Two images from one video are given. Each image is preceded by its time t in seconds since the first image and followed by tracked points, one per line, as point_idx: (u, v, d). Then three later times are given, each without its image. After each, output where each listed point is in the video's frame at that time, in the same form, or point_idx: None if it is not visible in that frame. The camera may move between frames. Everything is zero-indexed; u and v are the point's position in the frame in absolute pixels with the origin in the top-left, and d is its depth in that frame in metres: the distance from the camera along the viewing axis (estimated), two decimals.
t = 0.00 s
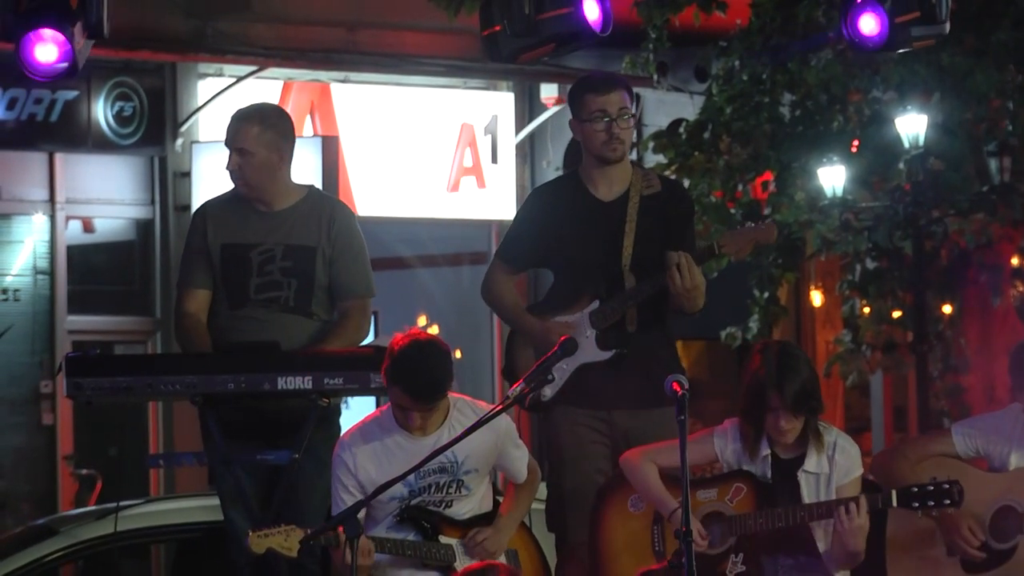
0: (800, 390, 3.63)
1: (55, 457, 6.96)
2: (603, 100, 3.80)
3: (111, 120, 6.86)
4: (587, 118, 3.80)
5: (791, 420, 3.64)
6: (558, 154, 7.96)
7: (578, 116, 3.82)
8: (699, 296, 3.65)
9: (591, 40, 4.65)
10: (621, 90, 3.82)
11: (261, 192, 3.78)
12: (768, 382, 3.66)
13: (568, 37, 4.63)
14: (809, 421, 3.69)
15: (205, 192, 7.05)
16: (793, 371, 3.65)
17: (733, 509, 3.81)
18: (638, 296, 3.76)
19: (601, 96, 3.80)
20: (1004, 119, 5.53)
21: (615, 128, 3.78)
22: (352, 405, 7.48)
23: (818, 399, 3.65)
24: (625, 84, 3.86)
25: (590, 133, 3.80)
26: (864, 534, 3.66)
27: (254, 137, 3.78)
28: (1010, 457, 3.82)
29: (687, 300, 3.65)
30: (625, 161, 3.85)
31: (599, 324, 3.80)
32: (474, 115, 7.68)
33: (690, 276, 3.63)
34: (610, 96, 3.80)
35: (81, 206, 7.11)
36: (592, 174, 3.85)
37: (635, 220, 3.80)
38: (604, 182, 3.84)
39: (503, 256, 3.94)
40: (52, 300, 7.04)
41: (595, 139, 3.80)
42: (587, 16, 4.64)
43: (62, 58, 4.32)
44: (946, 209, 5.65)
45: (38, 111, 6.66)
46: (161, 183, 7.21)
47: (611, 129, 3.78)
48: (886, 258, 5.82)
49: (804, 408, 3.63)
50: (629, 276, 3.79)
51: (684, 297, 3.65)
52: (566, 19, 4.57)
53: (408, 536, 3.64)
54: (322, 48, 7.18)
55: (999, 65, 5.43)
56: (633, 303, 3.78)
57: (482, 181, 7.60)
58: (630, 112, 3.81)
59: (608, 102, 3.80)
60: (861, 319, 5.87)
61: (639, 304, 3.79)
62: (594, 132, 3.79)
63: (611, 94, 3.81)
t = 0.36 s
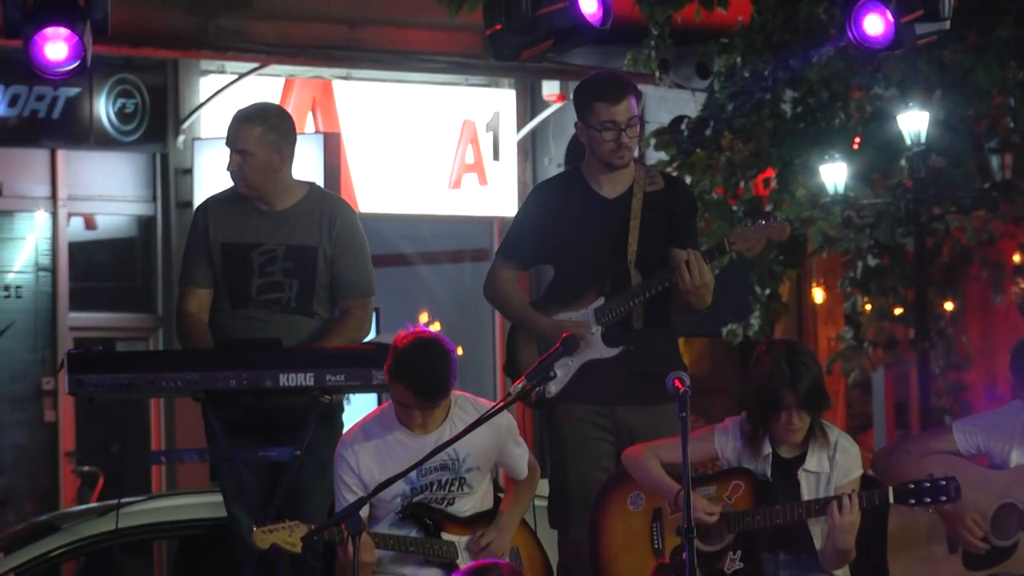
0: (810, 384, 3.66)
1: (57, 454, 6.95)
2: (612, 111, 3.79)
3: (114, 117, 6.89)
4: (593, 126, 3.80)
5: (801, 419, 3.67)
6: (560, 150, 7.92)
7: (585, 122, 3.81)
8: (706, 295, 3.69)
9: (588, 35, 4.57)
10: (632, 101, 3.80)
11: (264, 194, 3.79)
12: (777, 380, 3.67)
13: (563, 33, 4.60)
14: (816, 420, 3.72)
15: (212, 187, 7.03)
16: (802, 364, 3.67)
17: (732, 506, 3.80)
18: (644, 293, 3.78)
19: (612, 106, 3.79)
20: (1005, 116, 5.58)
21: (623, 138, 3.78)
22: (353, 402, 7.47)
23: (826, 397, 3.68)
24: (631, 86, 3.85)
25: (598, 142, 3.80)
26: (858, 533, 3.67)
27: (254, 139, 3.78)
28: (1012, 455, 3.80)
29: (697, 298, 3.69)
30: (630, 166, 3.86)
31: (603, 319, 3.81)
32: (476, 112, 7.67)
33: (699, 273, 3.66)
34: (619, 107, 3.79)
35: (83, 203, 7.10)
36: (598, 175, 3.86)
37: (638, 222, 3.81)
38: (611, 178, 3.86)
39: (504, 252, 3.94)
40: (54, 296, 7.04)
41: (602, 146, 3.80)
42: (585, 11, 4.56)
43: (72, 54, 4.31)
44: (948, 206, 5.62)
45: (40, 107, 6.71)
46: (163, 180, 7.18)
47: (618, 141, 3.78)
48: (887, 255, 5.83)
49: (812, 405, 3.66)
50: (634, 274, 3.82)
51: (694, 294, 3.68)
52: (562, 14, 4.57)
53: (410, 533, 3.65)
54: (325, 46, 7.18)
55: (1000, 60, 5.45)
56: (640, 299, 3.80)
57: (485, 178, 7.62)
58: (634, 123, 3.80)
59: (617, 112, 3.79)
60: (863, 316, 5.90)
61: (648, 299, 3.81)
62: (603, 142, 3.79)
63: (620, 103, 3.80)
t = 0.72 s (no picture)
0: (803, 377, 3.89)
1: (78, 445, 7.35)
2: (615, 117, 3.94)
3: (133, 120, 7.12)
4: (597, 130, 3.96)
5: (795, 412, 3.88)
6: (562, 153, 8.14)
7: (589, 126, 3.98)
8: (706, 293, 3.86)
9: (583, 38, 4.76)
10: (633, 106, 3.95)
11: (280, 196, 3.97)
12: (773, 376, 3.89)
13: (558, 38, 4.75)
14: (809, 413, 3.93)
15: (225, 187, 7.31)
16: (794, 360, 3.91)
17: (727, 494, 3.95)
18: (645, 293, 3.94)
19: (615, 111, 3.94)
20: (991, 119, 5.60)
21: (625, 141, 3.94)
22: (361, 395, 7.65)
23: (818, 390, 3.90)
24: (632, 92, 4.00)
25: (600, 144, 3.96)
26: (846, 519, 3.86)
27: (276, 150, 3.95)
28: (997, 444, 4.03)
29: (697, 297, 3.86)
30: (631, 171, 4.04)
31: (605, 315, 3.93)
32: (481, 115, 8.07)
33: (699, 275, 3.84)
34: (621, 112, 3.95)
35: (103, 203, 7.45)
36: (600, 178, 4.02)
37: (638, 223, 3.98)
38: (613, 179, 4.02)
39: (509, 249, 4.09)
40: (74, 294, 7.41)
41: (604, 149, 3.96)
42: (579, 14, 4.75)
43: (99, 57, 4.51)
44: (935, 207, 5.78)
45: (61, 111, 6.94)
46: (180, 180, 7.54)
47: (620, 143, 3.94)
48: (877, 253, 6.07)
49: (807, 400, 3.88)
50: (635, 274, 3.97)
51: (693, 294, 3.86)
52: (556, 19, 4.72)
53: (416, 520, 3.86)
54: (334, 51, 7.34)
55: (984, 67, 5.56)
56: (641, 298, 3.94)
57: (489, 180, 8.04)
58: (634, 127, 3.96)
59: (619, 117, 3.94)
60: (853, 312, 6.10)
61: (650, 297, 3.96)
62: (605, 145, 3.94)
63: (624, 108, 3.95)
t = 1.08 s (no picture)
0: (796, 372, 4.14)
1: (110, 433, 7.48)
2: (624, 117, 4.15)
3: (162, 123, 7.26)
4: (607, 130, 4.16)
5: (788, 403, 4.14)
6: (573, 154, 8.39)
7: (598, 127, 4.17)
8: (719, 283, 4.03)
9: (584, 44, 4.93)
10: (640, 106, 4.17)
11: (308, 186, 4.19)
12: (767, 372, 4.14)
13: (563, 43, 4.95)
14: (803, 404, 4.18)
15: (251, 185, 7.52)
16: (790, 356, 4.16)
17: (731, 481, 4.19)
18: (659, 285, 4.13)
19: (623, 112, 4.15)
20: (983, 123, 5.79)
21: (633, 140, 4.15)
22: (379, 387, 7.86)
23: (812, 385, 4.16)
24: (641, 95, 4.20)
25: (609, 144, 4.16)
26: (845, 504, 4.06)
27: (306, 142, 4.18)
28: (989, 434, 4.22)
29: (709, 287, 4.04)
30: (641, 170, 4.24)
31: (618, 308, 4.14)
32: (496, 118, 8.26)
33: (713, 266, 4.01)
34: (629, 113, 4.16)
35: (135, 202, 7.63)
36: (608, 177, 4.21)
37: (649, 219, 4.18)
38: (621, 178, 4.21)
39: (521, 248, 4.31)
40: (108, 287, 7.59)
41: (614, 148, 4.15)
42: (584, 20, 4.93)
43: (136, 65, 4.83)
44: (930, 206, 5.94)
45: (93, 114, 7.06)
46: (208, 181, 7.78)
47: (628, 142, 4.14)
48: (874, 251, 6.11)
49: (799, 392, 4.14)
50: (648, 267, 4.17)
51: (707, 284, 4.03)
52: (561, 25, 4.93)
53: (434, 507, 4.04)
54: (353, 56, 7.56)
55: (977, 71, 5.73)
56: (653, 289, 4.15)
57: (504, 180, 8.30)
58: (643, 126, 4.17)
59: (628, 117, 4.15)
60: (851, 307, 6.18)
61: (661, 292, 4.18)
62: (614, 144, 4.14)
63: (631, 109, 4.16)
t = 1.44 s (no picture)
0: (815, 363, 4.31)
1: (160, 420, 8.41)
2: (652, 126, 4.35)
3: (208, 124, 7.18)
4: (637, 137, 4.37)
5: (807, 393, 4.34)
6: (600, 154, 9.20)
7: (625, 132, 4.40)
8: (734, 288, 4.34)
9: (606, 49, 5.21)
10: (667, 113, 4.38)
11: (340, 181, 4.40)
12: (789, 362, 4.32)
13: (586, 46, 5.23)
14: (822, 394, 4.38)
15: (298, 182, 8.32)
16: (810, 347, 4.33)
17: (754, 467, 4.42)
18: (685, 282, 4.39)
19: (650, 120, 4.35)
20: (994, 124, 5.93)
21: (659, 147, 4.37)
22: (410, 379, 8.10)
23: (830, 373, 4.34)
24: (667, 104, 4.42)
25: (637, 150, 4.38)
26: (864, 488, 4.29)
27: (339, 137, 4.39)
28: (1001, 421, 4.43)
29: (725, 292, 4.34)
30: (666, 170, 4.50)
31: (649, 302, 4.39)
32: (528, 119, 8.94)
33: (727, 272, 4.31)
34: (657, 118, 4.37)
35: (181, 201, 8.62)
36: (636, 177, 4.48)
37: (676, 216, 4.44)
38: (648, 178, 4.48)
39: (554, 245, 4.56)
40: (155, 282, 8.54)
41: (642, 153, 4.38)
42: (605, 24, 5.20)
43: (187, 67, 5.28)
44: (943, 203, 6.03)
45: (143, 117, 6.94)
46: (252, 180, 8.82)
47: (655, 149, 4.36)
48: (891, 247, 6.25)
49: (817, 382, 4.32)
50: (678, 265, 4.44)
51: (722, 289, 4.33)
52: (582, 30, 5.22)
53: (467, 492, 4.24)
54: (389, 61, 7.84)
55: (990, 76, 5.91)
56: (681, 286, 4.40)
57: (536, 179, 8.96)
58: (670, 132, 4.39)
59: (655, 125, 4.36)
60: (869, 300, 6.35)
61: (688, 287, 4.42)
62: (642, 151, 4.37)
63: (659, 117, 4.36)
